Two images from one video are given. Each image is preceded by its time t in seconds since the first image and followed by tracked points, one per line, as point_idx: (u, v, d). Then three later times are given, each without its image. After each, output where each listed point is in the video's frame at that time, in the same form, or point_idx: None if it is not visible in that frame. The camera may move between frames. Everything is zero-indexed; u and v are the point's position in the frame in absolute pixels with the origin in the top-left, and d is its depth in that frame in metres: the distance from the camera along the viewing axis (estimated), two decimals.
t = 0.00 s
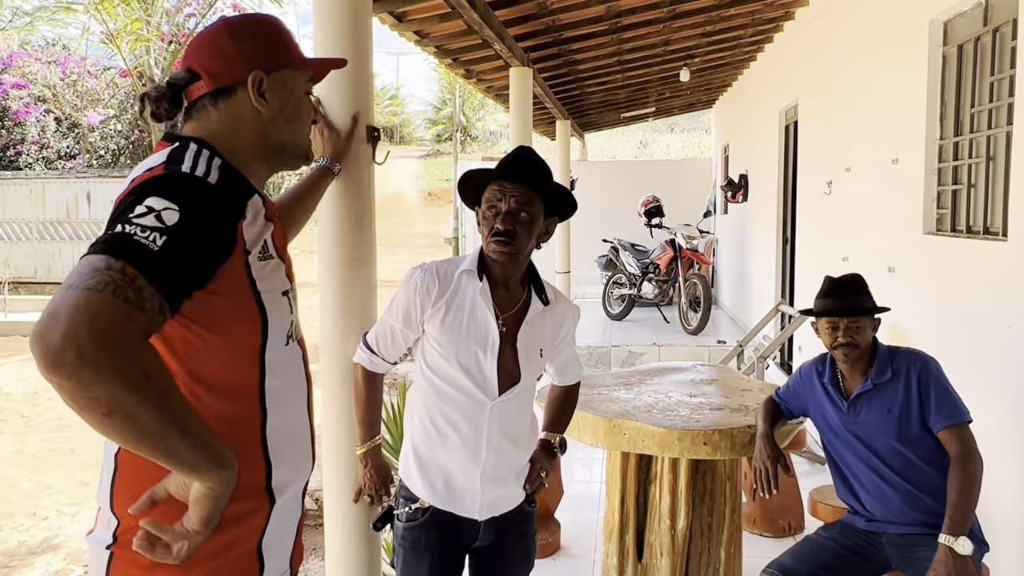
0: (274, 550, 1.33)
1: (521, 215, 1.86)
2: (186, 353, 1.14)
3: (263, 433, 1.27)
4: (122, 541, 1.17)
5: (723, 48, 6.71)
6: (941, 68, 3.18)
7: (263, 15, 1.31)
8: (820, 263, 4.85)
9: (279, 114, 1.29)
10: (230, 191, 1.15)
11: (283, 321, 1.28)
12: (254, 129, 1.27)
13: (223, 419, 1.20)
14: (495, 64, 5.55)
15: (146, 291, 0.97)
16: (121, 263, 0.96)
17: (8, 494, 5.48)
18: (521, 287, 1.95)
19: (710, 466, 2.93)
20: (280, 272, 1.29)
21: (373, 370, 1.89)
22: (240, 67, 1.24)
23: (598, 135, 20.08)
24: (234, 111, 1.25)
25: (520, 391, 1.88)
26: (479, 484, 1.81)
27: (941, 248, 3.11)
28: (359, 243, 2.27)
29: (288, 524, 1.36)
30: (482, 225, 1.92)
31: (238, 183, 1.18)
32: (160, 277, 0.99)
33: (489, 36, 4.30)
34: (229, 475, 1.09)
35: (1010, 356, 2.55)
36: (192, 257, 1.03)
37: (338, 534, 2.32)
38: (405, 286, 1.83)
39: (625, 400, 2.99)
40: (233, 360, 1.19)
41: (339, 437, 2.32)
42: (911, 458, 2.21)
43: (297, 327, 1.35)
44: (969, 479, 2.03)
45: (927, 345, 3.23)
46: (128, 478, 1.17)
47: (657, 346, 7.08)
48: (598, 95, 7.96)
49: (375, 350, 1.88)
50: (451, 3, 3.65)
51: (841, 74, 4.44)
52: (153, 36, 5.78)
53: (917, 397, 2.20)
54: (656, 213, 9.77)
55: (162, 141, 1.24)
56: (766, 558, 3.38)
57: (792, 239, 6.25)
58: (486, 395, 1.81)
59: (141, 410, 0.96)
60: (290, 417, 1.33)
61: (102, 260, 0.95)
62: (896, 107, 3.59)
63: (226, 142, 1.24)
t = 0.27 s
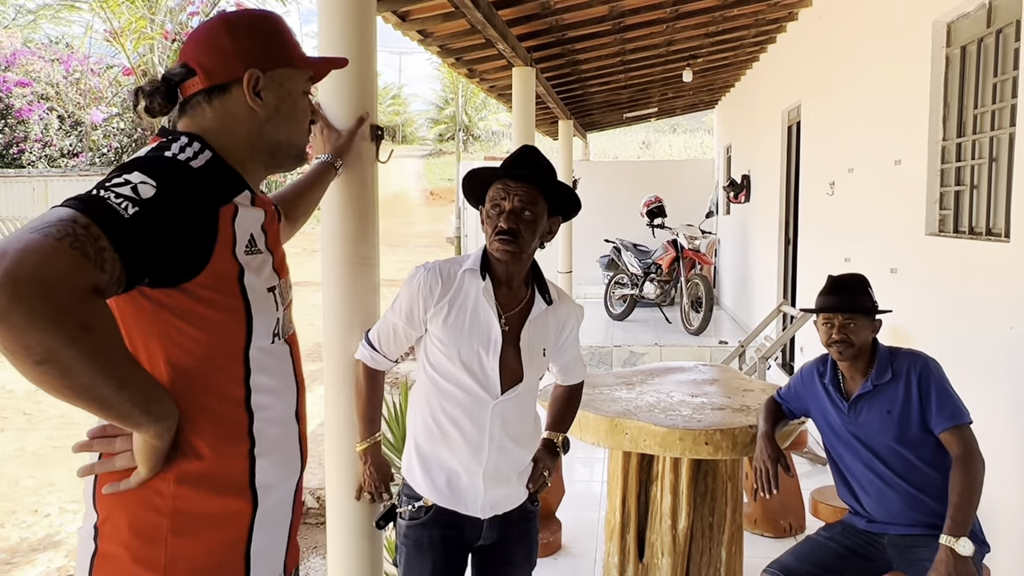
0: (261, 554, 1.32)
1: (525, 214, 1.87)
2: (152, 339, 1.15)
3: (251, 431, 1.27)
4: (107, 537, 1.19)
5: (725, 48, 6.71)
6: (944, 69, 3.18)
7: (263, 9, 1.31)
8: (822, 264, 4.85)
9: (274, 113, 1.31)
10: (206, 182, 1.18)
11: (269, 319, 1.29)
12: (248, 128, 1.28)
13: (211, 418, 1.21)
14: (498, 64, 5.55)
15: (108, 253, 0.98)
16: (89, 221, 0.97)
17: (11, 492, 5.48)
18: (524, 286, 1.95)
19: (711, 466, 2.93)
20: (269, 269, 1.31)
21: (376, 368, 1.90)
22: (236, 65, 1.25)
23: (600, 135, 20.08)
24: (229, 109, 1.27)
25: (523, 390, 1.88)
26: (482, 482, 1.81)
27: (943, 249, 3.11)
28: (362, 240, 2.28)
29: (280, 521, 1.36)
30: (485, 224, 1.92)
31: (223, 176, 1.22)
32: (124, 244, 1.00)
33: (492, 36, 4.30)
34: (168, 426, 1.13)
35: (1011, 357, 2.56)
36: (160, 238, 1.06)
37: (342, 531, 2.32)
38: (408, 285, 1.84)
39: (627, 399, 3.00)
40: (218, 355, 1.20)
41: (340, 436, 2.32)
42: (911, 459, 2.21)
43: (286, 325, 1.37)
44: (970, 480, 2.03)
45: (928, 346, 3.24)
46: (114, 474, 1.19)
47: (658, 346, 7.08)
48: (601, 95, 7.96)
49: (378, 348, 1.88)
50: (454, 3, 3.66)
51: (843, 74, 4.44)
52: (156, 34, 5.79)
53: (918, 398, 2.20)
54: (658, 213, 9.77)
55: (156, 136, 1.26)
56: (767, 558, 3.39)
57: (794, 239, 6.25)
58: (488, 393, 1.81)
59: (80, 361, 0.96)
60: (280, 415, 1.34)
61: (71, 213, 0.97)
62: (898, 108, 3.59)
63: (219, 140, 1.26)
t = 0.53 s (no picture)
0: (244, 561, 1.33)
1: (530, 216, 1.87)
2: (134, 345, 1.14)
3: (236, 439, 1.28)
4: (81, 542, 1.18)
5: (728, 49, 6.71)
6: (946, 71, 3.18)
7: (250, 20, 1.32)
8: (823, 265, 4.85)
9: (257, 126, 1.31)
10: (188, 187, 1.18)
11: (251, 329, 1.29)
12: (230, 140, 1.29)
13: (195, 423, 1.22)
14: (500, 63, 5.56)
15: (80, 254, 0.98)
16: (61, 221, 0.98)
17: (12, 489, 5.49)
18: (527, 286, 1.96)
19: (711, 466, 2.94)
20: (250, 278, 1.31)
21: (379, 365, 1.90)
22: (220, 77, 1.25)
23: (602, 135, 20.09)
24: (211, 121, 1.27)
25: (526, 390, 1.89)
26: (484, 481, 1.82)
27: (944, 250, 3.11)
28: (366, 239, 2.28)
29: (262, 529, 1.37)
30: (491, 224, 1.93)
31: (205, 184, 1.22)
32: (98, 246, 1.01)
33: (494, 36, 4.31)
34: (144, 435, 1.12)
35: (1011, 358, 2.57)
36: (137, 243, 1.06)
37: (345, 527, 2.32)
38: (412, 283, 1.84)
39: (628, 399, 3.00)
40: (201, 362, 1.21)
41: (341, 435, 2.32)
42: (911, 460, 2.22)
43: (268, 334, 1.37)
44: (971, 481, 2.03)
45: (929, 347, 3.24)
46: (96, 480, 1.18)
47: (659, 347, 7.09)
48: (603, 95, 7.96)
49: (381, 346, 1.88)
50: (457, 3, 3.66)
51: (845, 76, 4.44)
52: (159, 32, 5.80)
53: (918, 401, 2.20)
54: (660, 213, 9.77)
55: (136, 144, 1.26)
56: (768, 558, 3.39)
57: (796, 240, 6.25)
58: (492, 393, 1.82)
59: (55, 366, 0.96)
60: (263, 424, 1.34)
61: (45, 215, 0.97)
62: (900, 110, 3.59)
63: (199, 151, 1.26)
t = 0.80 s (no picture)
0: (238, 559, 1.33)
1: (533, 216, 1.87)
2: (126, 340, 1.14)
3: (229, 438, 1.28)
4: (74, 539, 1.17)
5: (730, 49, 6.71)
6: (949, 71, 3.18)
7: (245, 17, 1.31)
8: (825, 266, 4.85)
9: (249, 125, 1.31)
10: (182, 183, 1.18)
11: (245, 326, 1.29)
12: (222, 138, 1.29)
13: (189, 420, 1.22)
14: (502, 62, 5.56)
15: (73, 246, 0.99)
16: (56, 211, 0.98)
17: (12, 487, 5.48)
18: (528, 286, 1.95)
19: (712, 466, 2.94)
20: (245, 274, 1.30)
21: (380, 362, 1.90)
22: (212, 77, 1.25)
23: (603, 136, 20.09)
24: (203, 119, 1.27)
25: (526, 389, 1.89)
26: (483, 479, 1.82)
27: (946, 251, 3.11)
28: (368, 238, 2.28)
29: (257, 529, 1.36)
30: (493, 224, 1.92)
31: (201, 182, 1.22)
32: (91, 237, 1.01)
33: (497, 36, 4.31)
34: (134, 436, 1.12)
35: (1011, 359, 2.57)
36: (129, 238, 1.06)
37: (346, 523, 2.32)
38: (414, 281, 1.84)
39: (629, 399, 3.00)
40: (196, 359, 1.21)
41: (340, 434, 2.32)
42: (912, 460, 2.21)
43: (263, 331, 1.36)
44: (971, 482, 2.03)
45: (930, 348, 3.24)
46: (92, 477, 1.18)
47: (660, 347, 7.08)
48: (605, 95, 7.96)
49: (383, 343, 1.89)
50: (459, 2, 3.66)
51: (847, 77, 4.44)
52: (161, 30, 5.81)
53: (919, 402, 2.20)
54: (661, 213, 9.77)
55: (132, 141, 1.27)
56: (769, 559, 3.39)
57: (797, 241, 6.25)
58: (492, 392, 1.82)
59: (45, 357, 0.96)
60: (258, 422, 1.34)
61: (40, 207, 0.98)
62: (902, 111, 3.59)
63: (190, 149, 1.27)
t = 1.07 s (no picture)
0: (237, 557, 1.33)
1: (533, 217, 1.87)
2: (125, 339, 1.15)
3: (228, 436, 1.28)
4: (73, 537, 1.17)
5: (730, 49, 6.71)
6: (949, 73, 3.18)
7: (251, 22, 1.31)
8: (824, 267, 4.85)
9: (252, 126, 1.31)
10: (181, 183, 1.18)
11: (243, 325, 1.29)
12: (225, 140, 1.28)
13: (186, 418, 1.21)
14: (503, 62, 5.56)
15: (68, 241, 0.99)
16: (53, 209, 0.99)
17: (11, 485, 5.48)
18: (527, 287, 1.95)
19: (711, 467, 2.94)
20: (243, 273, 1.30)
21: (377, 361, 1.90)
22: (214, 78, 1.25)
23: (603, 136, 20.09)
24: (208, 120, 1.27)
25: (523, 388, 1.89)
26: (479, 477, 1.82)
27: (946, 253, 3.11)
28: (368, 237, 2.28)
29: (256, 527, 1.36)
30: (492, 224, 1.92)
31: (200, 180, 1.22)
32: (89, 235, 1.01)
33: (498, 36, 4.31)
34: (128, 434, 1.11)
35: (1010, 361, 2.57)
36: (125, 235, 1.06)
37: (345, 518, 2.32)
38: (412, 280, 1.84)
39: (628, 400, 3.00)
40: (195, 357, 1.21)
41: (340, 433, 2.32)
42: (910, 462, 2.22)
43: (263, 330, 1.36)
44: (971, 483, 2.03)
45: (930, 349, 3.24)
46: (91, 475, 1.18)
47: (660, 348, 7.08)
48: (605, 95, 7.96)
49: (379, 340, 1.89)
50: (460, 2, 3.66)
51: (848, 78, 4.44)
52: (161, 28, 5.81)
53: (918, 403, 2.20)
54: (661, 214, 9.77)
55: (133, 141, 1.26)
56: (768, 560, 3.39)
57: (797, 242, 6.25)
58: (489, 391, 1.82)
59: (39, 352, 0.96)
60: (258, 420, 1.34)
61: (36, 202, 0.98)
62: (903, 112, 3.59)
63: (192, 150, 1.26)
